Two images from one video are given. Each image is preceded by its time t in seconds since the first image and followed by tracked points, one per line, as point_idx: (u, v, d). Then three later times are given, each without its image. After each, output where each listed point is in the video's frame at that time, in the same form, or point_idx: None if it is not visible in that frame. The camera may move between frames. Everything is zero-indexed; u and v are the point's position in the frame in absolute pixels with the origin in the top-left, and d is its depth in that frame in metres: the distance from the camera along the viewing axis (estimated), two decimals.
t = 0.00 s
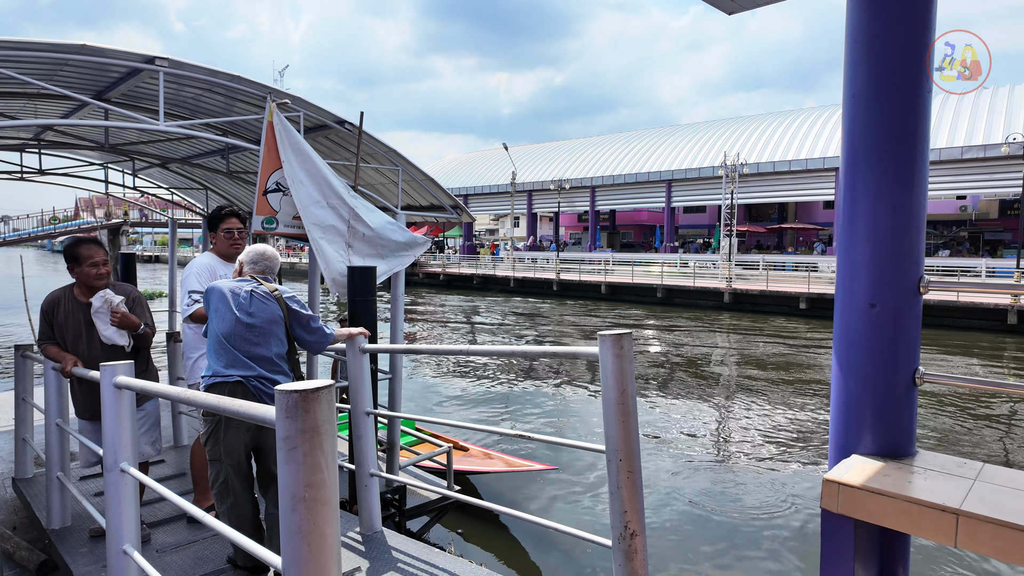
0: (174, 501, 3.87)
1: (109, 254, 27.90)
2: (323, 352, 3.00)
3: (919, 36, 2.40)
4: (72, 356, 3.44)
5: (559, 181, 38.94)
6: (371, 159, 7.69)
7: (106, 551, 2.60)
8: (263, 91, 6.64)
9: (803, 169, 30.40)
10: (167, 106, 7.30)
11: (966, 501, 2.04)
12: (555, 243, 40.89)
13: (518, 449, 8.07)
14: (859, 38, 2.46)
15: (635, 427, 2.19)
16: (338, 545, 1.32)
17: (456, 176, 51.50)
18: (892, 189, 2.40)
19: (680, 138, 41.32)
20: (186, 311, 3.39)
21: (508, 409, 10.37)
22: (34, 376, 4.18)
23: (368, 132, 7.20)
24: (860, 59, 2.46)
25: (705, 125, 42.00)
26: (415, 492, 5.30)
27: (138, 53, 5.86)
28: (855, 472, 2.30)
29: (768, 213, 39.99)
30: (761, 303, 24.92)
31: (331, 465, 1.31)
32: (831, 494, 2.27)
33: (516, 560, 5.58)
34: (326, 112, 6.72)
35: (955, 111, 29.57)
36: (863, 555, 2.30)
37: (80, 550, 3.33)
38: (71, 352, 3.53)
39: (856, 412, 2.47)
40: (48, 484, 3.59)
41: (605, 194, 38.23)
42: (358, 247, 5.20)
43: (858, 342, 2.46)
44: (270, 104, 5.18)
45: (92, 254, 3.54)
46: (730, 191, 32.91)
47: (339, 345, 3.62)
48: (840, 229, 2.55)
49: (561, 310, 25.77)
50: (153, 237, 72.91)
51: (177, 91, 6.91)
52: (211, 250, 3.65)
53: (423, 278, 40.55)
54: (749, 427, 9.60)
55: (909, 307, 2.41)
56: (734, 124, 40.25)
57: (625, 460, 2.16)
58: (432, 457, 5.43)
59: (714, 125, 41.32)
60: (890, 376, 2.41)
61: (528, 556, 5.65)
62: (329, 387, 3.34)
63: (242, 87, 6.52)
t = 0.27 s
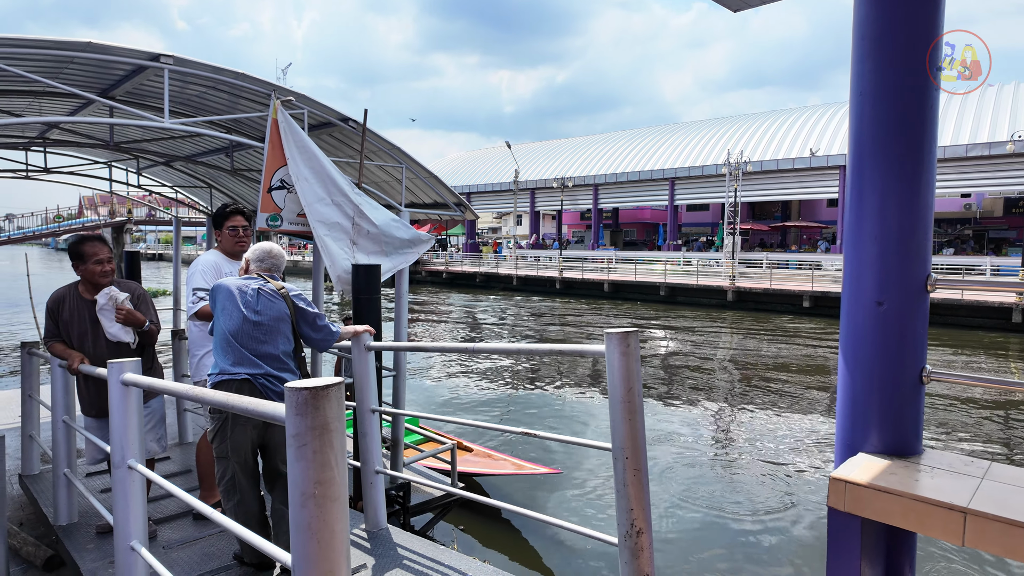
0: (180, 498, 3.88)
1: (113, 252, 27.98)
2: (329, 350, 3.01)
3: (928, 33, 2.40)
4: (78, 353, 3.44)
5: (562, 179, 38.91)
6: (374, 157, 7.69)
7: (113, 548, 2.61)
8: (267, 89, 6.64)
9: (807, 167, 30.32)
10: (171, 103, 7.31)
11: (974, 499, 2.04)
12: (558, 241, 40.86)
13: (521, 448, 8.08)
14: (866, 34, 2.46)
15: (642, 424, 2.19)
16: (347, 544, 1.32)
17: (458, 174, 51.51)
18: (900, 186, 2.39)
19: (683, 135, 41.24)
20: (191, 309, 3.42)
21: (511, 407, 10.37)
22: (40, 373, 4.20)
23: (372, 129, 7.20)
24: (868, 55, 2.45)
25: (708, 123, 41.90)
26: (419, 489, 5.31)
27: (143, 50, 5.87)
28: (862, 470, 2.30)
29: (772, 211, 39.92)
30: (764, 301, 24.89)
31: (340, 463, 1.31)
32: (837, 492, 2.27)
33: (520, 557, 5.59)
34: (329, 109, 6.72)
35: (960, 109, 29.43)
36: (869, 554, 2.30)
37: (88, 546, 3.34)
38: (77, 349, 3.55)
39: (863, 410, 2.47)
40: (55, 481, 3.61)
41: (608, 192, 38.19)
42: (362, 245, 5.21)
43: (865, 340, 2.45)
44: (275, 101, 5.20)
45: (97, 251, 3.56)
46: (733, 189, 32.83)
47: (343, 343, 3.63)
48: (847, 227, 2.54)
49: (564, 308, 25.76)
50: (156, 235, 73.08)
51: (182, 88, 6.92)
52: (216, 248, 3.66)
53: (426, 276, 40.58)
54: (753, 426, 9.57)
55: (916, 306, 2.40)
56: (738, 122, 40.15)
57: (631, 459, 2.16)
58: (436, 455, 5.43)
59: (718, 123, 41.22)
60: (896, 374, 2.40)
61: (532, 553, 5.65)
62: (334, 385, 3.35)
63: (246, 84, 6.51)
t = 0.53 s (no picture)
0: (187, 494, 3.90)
1: (119, 250, 28.11)
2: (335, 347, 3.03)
3: (937, 29, 2.38)
4: (85, 349, 3.46)
5: (567, 176, 38.86)
6: (379, 154, 7.70)
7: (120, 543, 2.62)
8: (273, 86, 6.65)
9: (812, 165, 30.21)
10: (177, 101, 7.34)
11: (981, 497, 2.03)
12: (563, 239, 40.84)
13: (525, 445, 8.08)
14: (873, 30, 2.44)
15: (648, 421, 2.19)
16: (354, 539, 1.32)
17: (463, 172, 51.52)
18: (907, 183, 2.38)
19: (687, 133, 41.15)
20: (196, 306, 3.43)
21: (515, 405, 10.37)
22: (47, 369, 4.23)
23: (376, 126, 7.20)
24: (874, 52, 2.44)
25: (713, 121, 41.79)
26: (424, 485, 5.33)
27: (149, 47, 5.88)
28: (868, 468, 2.29)
29: (777, 209, 39.81)
30: (769, 299, 24.84)
31: (348, 458, 1.32)
32: (843, 489, 2.26)
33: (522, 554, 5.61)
34: (335, 106, 6.73)
35: (967, 106, 29.28)
36: (876, 551, 2.29)
37: (95, 541, 3.36)
38: (83, 345, 3.56)
39: (869, 407, 2.46)
40: (63, 476, 3.63)
41: (613, 190, 38.14)
42: (367, 241, 5.21)
43: (872, 337, 2.44)
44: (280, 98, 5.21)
45: (101, 248, 3.57)
46: (738, 187, 32.75)
47: (349, 339, 3.64)
48: (854, 224, 2.53)
49: (568, 306, 25.77)
50: (161, 233, 73.32)
51: (187, 86, 6.94)
52: (221, 245, 3.67)
53: (430, 274, 40.63)
54: (757, 424, 9.54)
55: (923, 302, 2.39)
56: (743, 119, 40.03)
57: (637, 455, 2.16)
58: (440, 452, 5.46)
59: (723, 120, 41.11)
60: (903, 371, 2.40)
61: (535, 550, 5.67)
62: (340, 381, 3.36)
63: (251, 81, 6.52)
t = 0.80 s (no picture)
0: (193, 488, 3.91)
1: (125, 247, 28.24)
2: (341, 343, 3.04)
3: (944, 24, 2.37)
4: (93, 344, 3.48)
5: (571, 174, 38.80)
6: (384, 150, 7.71)
7: (127, 536, 2.64)
8: (279, 82, 6.66)
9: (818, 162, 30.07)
10: (183, 98, 7.36)
11: (988, 492, 2.02)
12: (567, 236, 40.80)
13: (529, 443, 8.08)
14: (881, 24, 2.43)
15: (652, 416, 2.19)
16: (360, 529, 1.33)
17: (467, 170, 51.52)
18: (914, 178, 2.37)
19: (693, 130, 41.03)
20: (202, 301, 3.44)
21: (519, 402, 10.36)
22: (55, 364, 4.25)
23: (381, 123, 7.20)
24: (882, 46, 2.43)
25: (719, 118, 41.65)
26: (429, 482, 5.34)
27: (156, 44, 5.90)
28: (874, 462, 2.29)
29: (783, 206, 39.67)
30: (774, 297, 24.76)
31: (354, 449, 1.32)
32: (849, 483, 2.26)
33: (526, 553, 5.60)
34: (340, 103, 6.74)
35: (975, 102, 29.07)
36: (880, 547, 2.30)
37: (102, 535, 3.38)
38: (92, 339, 3.59)
39: (875, 402, 2.45)
40: (71, 470, 3.65)
41: (618, 187, 38.06)
42: (372, 238, 5.22)
43: (879, 332, 2.43)
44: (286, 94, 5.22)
45: (101, 252, 3.53)
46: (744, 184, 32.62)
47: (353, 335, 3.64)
48: (860, 219, 2.52)
49: (573, 304, 25.75)
50: (167, 231, 73.60)
51: (194, 82, 6.95)
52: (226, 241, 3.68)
53: (434, 272, 40.66)
54: (762, 423, 9.50)
55: (930, 297, 2.38)
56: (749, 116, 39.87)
57: (641, 449, 2.16)
58: (445, 448, 5.46)
59: (728, 117, 40.97)
60: (911, 366, 2.39)
61: (538, 547, 5.68)
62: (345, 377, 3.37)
63: (257, 77, 6.53)
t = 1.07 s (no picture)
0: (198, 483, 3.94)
1: (131, 245, 28.34)
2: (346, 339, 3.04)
3: (950, 19, 2.36)
4: (100, 340, 3.49)
5: (576, 171, 38.74)
6: (389, 148, 7.71)
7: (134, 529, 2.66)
8: (284, 79, 6.66)
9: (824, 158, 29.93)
10: (189, 95, 7.38)
11: (993, 487, 2.01)
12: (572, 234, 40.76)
13: (534, 439, 8.08)
14: (887, 17, 2.42)
15: (655, 411, 2.19)
16: (364, 521, 1.33)
17: (472, 167, 51.50)
18: (920, 172, 2.36)
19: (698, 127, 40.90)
20: (209, 296, 3.46)
21: (524, 399, 10.36)
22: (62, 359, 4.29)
23: (387, 120, 7.21)
24: (888, 39, 2.41)
25: (724, 114, 41.50)
26: (433, 478, 5.36)
27: (162, 40, 5.91)
28: (879, 458, 2.28)
29: (788, 203, 39.52)
30: (780, 294, 24.69)
31: (358, 441, 1.33)
32: (854, 478, 2.25)
33: (530, 550, 5.61)
34: (345, 100, 6.74)
35: (983, 98, 28.87)
36: (885, 542, 2.29)
37: (109, 529, 3.41)
38: (99, 335, 3.60)
39: (880, 397, 2.45)
40: (77, 464, 3.68)
41: (622, 184, 37.98)
42: (376, 234, 5.22)
43: (885, 327, 2.42)
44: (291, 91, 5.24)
45: (103, 253, 3.50)
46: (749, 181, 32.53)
47: (358, 330, 3.65)
48: (865, 214, 2.51)
49: (578, 301, 25.72)
50: (172, 228, 73.84)
51: (199, 79, 6.97)
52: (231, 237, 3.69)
53: (439, 269, 40.69)
54: (768, 420, 9.48)
55: (936, 292, 2.37)
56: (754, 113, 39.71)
57: (645, 444, 2.16)
58: (449, 444, 5.47)
59: (734, 114, 40.81)
60: (916, 361, 2.38)
61: (542, 544, 5.69)
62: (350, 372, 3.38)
63: (263, 74, 6.54)
